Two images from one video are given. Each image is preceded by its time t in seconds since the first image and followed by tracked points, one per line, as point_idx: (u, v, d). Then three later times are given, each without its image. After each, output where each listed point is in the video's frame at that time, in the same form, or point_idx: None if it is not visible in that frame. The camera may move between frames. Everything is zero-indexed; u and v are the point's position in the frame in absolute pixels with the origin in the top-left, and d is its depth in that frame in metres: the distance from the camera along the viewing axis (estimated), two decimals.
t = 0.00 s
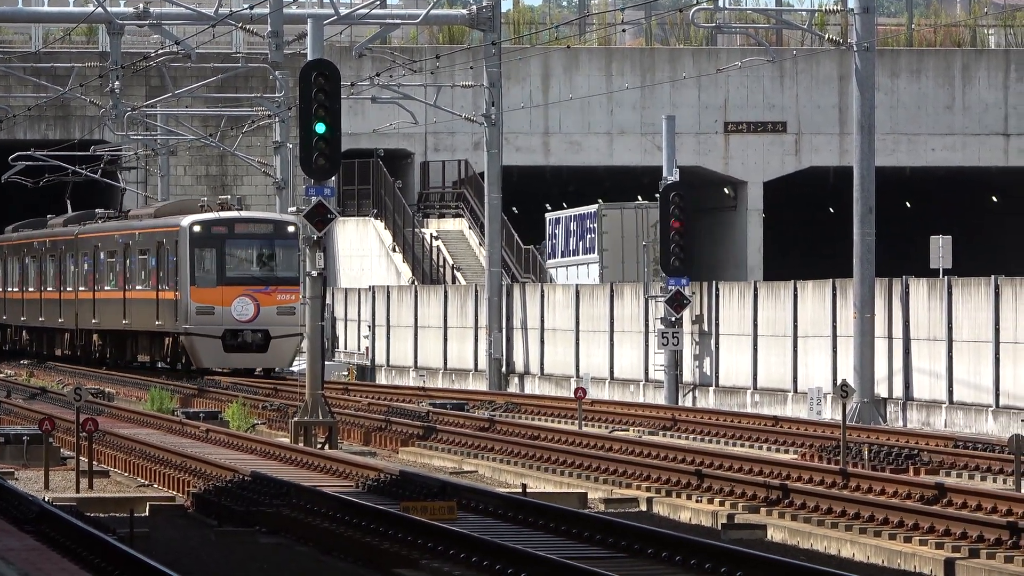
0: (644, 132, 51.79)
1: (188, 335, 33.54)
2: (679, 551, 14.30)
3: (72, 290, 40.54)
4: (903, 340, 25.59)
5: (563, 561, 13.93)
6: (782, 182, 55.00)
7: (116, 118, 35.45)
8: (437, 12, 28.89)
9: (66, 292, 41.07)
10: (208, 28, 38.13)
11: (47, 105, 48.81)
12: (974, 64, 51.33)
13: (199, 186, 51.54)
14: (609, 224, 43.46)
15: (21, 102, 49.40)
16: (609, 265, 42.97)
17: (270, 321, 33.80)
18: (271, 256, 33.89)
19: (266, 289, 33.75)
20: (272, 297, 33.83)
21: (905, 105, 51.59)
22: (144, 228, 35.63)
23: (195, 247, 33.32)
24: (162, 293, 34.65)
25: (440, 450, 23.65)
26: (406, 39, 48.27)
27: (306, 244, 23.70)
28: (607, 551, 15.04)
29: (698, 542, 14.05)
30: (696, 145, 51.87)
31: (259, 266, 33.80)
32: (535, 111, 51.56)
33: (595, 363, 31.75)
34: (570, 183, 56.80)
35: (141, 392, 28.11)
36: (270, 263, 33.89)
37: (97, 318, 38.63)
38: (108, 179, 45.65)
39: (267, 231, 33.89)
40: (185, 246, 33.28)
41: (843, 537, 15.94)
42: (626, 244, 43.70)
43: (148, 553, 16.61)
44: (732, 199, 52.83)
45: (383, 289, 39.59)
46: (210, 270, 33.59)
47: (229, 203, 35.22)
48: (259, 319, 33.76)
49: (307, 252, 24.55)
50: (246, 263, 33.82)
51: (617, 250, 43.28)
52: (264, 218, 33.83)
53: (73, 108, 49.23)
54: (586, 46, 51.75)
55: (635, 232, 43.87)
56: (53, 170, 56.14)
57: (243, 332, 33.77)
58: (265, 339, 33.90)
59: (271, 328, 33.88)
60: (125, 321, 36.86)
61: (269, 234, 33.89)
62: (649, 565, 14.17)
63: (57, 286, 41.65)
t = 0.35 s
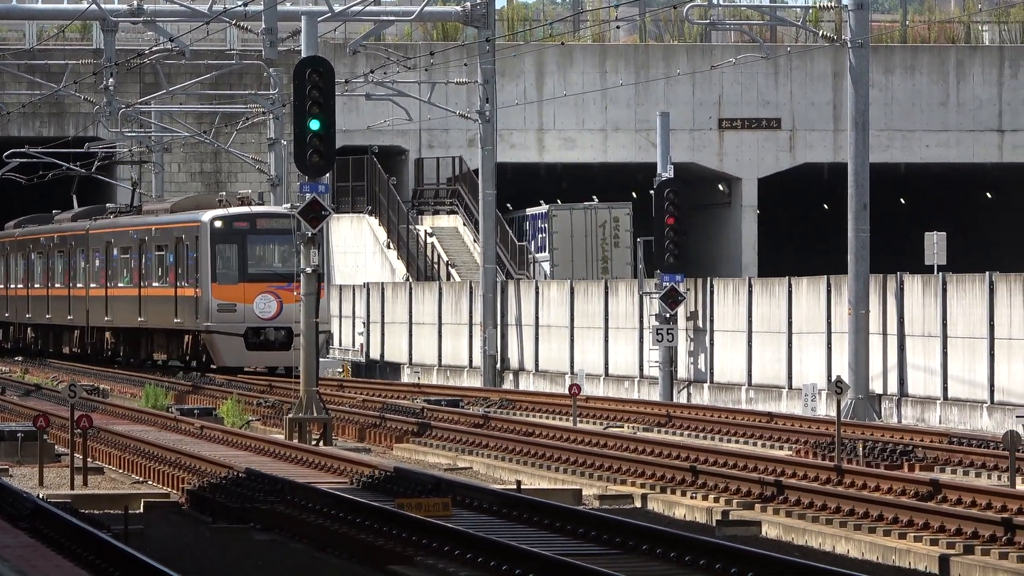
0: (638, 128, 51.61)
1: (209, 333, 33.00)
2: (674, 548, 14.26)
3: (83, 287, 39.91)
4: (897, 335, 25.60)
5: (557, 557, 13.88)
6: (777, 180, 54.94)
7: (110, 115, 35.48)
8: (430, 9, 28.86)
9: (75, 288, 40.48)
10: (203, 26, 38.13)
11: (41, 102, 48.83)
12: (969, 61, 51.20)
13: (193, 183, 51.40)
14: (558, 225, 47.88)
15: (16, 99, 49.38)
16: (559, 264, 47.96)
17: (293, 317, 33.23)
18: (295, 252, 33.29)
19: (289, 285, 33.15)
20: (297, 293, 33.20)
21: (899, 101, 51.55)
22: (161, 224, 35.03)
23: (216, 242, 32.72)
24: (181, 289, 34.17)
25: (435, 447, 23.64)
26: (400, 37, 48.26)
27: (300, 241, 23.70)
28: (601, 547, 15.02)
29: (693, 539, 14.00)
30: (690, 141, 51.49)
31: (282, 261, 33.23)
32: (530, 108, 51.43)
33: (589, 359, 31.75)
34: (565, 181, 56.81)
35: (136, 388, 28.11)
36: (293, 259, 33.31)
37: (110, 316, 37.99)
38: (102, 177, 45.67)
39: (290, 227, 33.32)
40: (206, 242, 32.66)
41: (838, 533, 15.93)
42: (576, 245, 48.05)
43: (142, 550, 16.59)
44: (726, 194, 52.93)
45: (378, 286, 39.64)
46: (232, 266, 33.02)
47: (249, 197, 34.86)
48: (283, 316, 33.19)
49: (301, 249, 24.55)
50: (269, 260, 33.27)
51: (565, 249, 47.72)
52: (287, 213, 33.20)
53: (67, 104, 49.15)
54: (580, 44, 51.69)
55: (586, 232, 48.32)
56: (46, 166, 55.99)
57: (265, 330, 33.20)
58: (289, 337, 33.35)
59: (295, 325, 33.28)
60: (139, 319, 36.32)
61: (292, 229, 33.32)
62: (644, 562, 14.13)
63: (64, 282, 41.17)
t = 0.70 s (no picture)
0: (634, 127, 51.69)
1: (235, 332, 32.64)
2: (670, 546, 14.24)
3: (97, 285, 39.52)
4: (893, 334, 25.62)
5: (554, 555, 13.87)
6: (773, 177, 54.89)
7: (106, 113, 35.47)
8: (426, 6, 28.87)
9: (88, 287, 40.17)
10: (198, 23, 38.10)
11: (37, 99, 48.78)
12: (964, 58, 51.26)
13: (190, 180, 51.36)
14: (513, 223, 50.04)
15: (12, 96, 49.35)
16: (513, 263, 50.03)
17: (320, 316, 32.63)
18: (321, 250, 32.82)
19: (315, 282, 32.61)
20: (323, 292, 32.61)
21: (895, 99, 51.48)
22: (180, 221, 34.58)
23: (241, 239, 32.41)
24: (204, 288, 33.75)
25: (431, 445, 23.64)
26: (396, 34, 48.22)
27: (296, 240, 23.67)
28: (598, 545, 15.01)
29: (689, 538, 13.98)
30: (687, 140, 51.51)
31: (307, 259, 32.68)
32: (526, 105, 51.22)
33: (585, 358, 31.76)
34: (560, 178, 56.78)
35: (132, 386, 28.14)
36: (319, 256, 32.80)
37: (126, 315, 37.64)
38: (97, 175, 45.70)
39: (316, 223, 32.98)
40: (230, 239, 32.32)
41: (834, 531, 15.92)
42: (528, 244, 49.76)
43: (138, 549, 16.58)
44: (723, 192, 52.85)
45: (373, 283, 39.64)
46: (257, 264, 32.72)
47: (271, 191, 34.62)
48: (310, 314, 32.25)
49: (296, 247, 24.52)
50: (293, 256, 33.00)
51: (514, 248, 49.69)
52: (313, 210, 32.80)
53: (63, 102, 49.11)
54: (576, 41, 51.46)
55: (538, 231, 49.70)
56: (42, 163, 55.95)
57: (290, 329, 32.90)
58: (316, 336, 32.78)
59: (321, 324, 32.70)
60: (159, 318, 35.95)
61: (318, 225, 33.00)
62: (640, 560, 14.12)
63: (75, 280, 40.91)
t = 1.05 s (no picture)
0: (630, 126, 51.70)
1: (261, 332, 31.65)
2: (666, 544, 14.22)
3: (113, 282, 38.67)
4: (889, 332, 25.63)
5: (550, 552, 13.86)
6: (769, 176, 54.84)
7: (102, 111, 35.48)
8: (422, 4, 28.94)
9: (102, 285, 39.42)
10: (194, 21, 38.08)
11: (33, 97, 48.77)
12: (961, 56, 51.18)
13: (187, 179, 51.26)
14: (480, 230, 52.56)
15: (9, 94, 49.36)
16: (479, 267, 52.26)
17: (348, 315, 31.56)
18: (349, 247, 31.73)
19: (344, 281, 31.49)
20: (351, 291, 31.60)
21: (891, 97, 51.48)
22: (203, 217, 33.64)
23: (268, 236, 31.49)
24: (228, 286, 32.81)
25: (426, 443, 23.64)
26: (392, 32, 48.25)
27: (293, 238, 23.66)
28: (593, 544, 15.00)
29: (684, 535, 13.96)
30: (683, 138, 51.60)
31: (335, 256, 31.56)
32: (522, 103, 51.04)
33: (581, 356, 31.80)
34: (557, 177, 56.78)
35: (128, 384, 28.14)
36: (347, 254, 31.71)
37: (144, 314, 36.83)
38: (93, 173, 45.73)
39: (346, 220, 31.80)
40: (257, 235, 31.41)
41: (829, 530, 15.91)
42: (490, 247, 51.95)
43: (133, 547, 16.58)
44: (718, 191, 52.82)
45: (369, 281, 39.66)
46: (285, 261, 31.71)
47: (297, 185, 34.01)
48: (337, 313, 31.45)
49: (292, 247, 24.49)
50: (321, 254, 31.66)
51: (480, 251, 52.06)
52: (342, 206, 31.76)
53: (59, 100, 49.12)
54: (572, 39, 51.34)
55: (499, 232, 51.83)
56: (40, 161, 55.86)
57: (321, 329, 31.40)
58: (344, 335, 31.70)
59: (350, 323, 31.69)
60: (180, 316, 34.99)
61: (349, 223, 31.78)
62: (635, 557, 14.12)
63: (88, 278, 40.26)
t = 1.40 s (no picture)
0: (627, 124, 51.62)
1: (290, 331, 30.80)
2: (662, 543, 14.22)
3: (130, 280, 37.93)
4: (885, 331, 25.65)
5: (545, 551, 13.86)
6: (765, 175, 54.80)
7: (99, 109, 35.47)
8: (419, 2, 28.95)
9: (119, 283, 38.67)
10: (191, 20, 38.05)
11: (29, 95, 48.76)
12: (957, 55, 51.05)
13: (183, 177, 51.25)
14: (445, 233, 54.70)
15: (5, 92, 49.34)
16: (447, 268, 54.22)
17: (379, 315, 31.30)
18: (379, 244, 31.39)
19: (376, 279, 31.25)
20: (382, 289, 31.33)
21: (887, 97, 51.40)
22: (228, 214, 33.10)
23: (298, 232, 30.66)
24: (254, 284, 32.16)
25: (421, 441, 23.64)
26: (389, 30, 48.26)
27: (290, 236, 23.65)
28: (589, 542, 15.00)
29: (680, 534, 13.96)
30: (679, 137, 51.58)
31: (365, 254, 31.22)
32: (518, 103, 51.11)
33: (578, 355, 31.81)
34: (553, 175, 56.72)
35: (125, 381, 28.18)
36: (378, 251, 31.36)
37: (165, 311, 36.06)
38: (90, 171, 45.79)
39: (376, 217, 31.41)
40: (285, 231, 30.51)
41: (825, 529, 15.91)
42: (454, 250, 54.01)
43: (128, 545, 16.56)
44: (715, 190, 52.84)
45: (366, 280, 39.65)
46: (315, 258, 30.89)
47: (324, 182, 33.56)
48: (367, 312, 31.18)
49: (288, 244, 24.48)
50: (350, 252, 31.23)
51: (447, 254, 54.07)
52: (373, 203, 31.41)
53: (56, 98, 49.10)
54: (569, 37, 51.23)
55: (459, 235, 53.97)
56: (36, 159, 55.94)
57: (351, 328, 31.08)
58: (375, 335, 31.41)
59: (381, 323, 31.39)
60: (203, 315, 34.31)
61: (378, 220, 31.42)
62: (629, 556, 14.13)
63: (102, 275, 39.54)
